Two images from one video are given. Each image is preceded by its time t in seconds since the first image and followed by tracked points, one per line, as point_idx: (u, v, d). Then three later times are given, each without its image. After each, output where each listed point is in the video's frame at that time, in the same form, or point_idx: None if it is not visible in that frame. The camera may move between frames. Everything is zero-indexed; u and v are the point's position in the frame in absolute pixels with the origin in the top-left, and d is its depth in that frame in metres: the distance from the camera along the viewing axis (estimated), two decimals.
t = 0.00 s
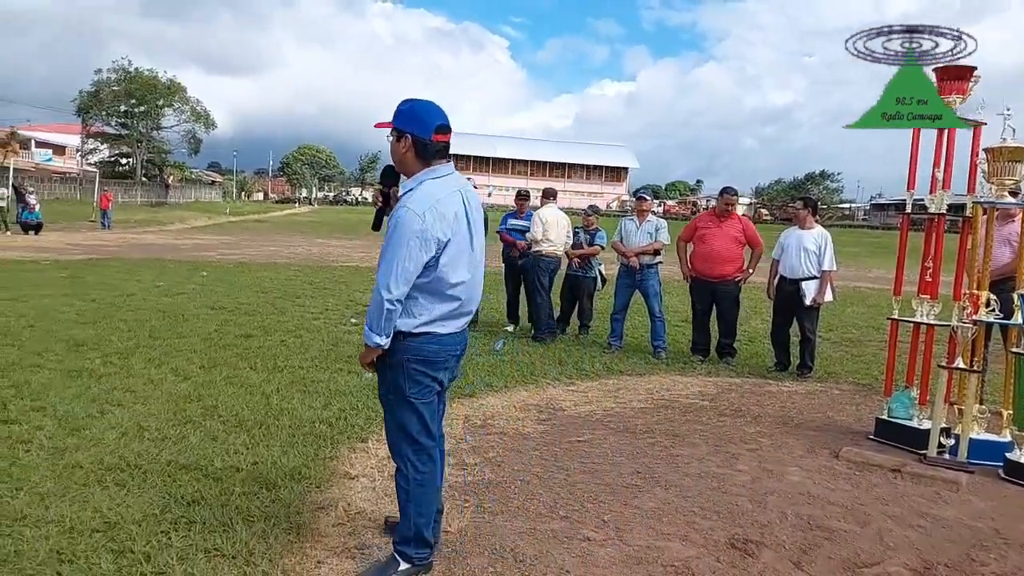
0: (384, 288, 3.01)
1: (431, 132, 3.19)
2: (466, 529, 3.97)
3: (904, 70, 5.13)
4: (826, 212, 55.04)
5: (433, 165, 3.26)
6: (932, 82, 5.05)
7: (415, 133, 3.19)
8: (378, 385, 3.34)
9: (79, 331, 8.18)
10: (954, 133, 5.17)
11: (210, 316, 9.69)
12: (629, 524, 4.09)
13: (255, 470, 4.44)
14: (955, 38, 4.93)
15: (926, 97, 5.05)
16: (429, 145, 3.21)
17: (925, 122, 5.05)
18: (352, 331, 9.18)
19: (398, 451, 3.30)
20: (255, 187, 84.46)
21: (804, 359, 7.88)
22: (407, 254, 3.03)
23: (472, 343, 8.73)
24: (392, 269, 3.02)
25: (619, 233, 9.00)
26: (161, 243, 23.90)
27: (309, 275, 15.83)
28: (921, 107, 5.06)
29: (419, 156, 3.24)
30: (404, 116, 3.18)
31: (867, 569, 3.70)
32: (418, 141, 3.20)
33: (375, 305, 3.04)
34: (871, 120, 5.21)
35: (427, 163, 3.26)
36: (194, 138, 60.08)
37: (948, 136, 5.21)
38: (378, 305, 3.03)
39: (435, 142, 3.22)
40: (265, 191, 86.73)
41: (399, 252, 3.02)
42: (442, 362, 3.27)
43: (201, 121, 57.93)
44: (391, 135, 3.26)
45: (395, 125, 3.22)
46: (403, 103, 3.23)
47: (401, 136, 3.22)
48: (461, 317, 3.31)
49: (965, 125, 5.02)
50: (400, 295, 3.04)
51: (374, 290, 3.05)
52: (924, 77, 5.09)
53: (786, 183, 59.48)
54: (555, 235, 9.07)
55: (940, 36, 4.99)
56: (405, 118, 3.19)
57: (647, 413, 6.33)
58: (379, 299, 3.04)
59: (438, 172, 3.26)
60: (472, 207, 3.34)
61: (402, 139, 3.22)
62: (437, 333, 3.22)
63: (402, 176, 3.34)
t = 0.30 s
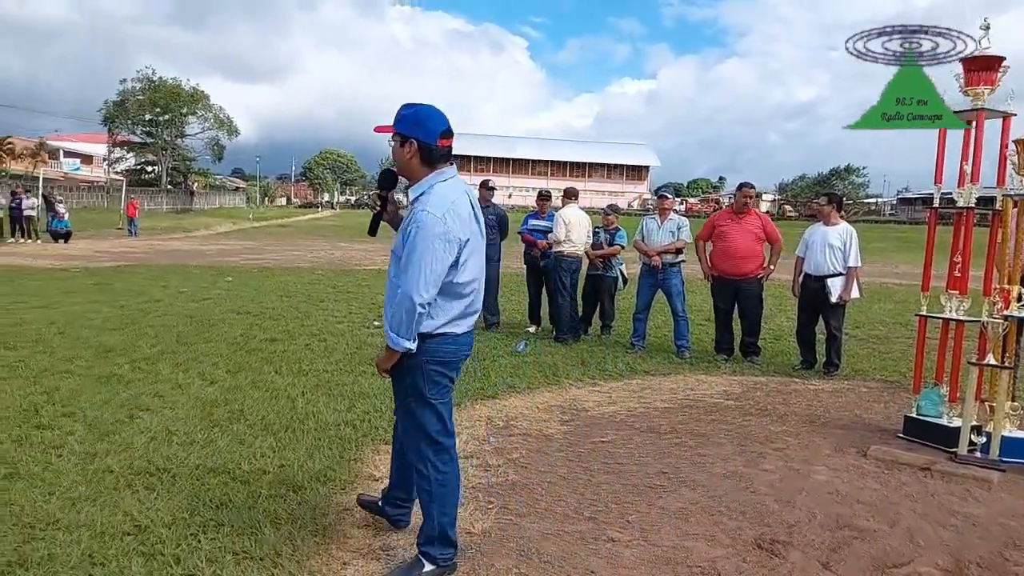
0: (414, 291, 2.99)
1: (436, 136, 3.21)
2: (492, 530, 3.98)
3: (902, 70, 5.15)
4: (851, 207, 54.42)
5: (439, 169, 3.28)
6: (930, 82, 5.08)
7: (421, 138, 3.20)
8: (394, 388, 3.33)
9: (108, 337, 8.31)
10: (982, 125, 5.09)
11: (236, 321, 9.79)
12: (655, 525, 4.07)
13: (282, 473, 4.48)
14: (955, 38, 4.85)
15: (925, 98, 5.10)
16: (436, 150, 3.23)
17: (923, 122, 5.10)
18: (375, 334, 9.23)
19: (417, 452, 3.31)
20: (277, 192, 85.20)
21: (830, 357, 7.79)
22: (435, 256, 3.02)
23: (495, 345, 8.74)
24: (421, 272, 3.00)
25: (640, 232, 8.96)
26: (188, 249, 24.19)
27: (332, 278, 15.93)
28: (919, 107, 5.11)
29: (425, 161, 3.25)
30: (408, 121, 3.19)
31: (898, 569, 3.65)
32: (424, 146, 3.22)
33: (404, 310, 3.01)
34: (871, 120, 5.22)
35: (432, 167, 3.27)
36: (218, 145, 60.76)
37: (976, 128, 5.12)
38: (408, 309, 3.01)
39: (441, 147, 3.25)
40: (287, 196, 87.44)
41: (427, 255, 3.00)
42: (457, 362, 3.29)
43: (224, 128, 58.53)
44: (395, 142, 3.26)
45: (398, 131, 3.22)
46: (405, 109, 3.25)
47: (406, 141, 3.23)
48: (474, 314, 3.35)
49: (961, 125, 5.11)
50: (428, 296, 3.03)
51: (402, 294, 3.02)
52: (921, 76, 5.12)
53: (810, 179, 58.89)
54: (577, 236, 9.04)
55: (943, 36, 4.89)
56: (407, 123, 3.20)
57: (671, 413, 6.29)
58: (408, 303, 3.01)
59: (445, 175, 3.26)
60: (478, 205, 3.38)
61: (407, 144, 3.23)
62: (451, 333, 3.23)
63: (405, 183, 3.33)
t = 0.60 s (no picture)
0: (437, 282, 3.01)
1: (437, 138, 3.26)
2: (507, 532, 3.96)
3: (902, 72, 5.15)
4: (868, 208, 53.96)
5: (440, 171, 3.31)
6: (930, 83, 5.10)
7: (422, 140, 3.24)
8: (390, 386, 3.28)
9: (127, 337, 8.37)
10: (1002, 125, 5.03)
11: (251, 321, 9.82)
12: (669, 528, 4.04)
13: (297, 473, 4.49)
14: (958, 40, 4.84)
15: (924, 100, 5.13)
16: (436, 153, 3.26)
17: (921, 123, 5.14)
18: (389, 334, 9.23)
19: (416, 450, 3.28)
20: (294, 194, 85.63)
21: (848, 359, 7.72)
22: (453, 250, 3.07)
23: (509, 346, 8.72)
24: (442, 264, 3.03)
25: (656, 234, 8.92)
26: (206, 250, 24.37)
27: (348, 279, 15.98)
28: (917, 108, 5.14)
29: (426, 162, 3.28)
30: (410, 124, 3.23)
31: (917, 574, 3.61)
32: (426, 148, 3.25)
33: (425, 299, 3.02)
34: (872, 121, 5.22)
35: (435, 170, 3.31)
36: (235, 146, 61.17)
37: (996, 128, 5.06)
38: (429, 298, 3.02)
39: (442, 150, 3.28)
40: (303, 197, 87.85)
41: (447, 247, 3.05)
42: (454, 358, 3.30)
43: (241, 130, 58.87)
44: (396, 145, 3.29)
45: (399, 133, 3.25)
46: (405, 114, 3.29)
47: (407, 144, 3.26)
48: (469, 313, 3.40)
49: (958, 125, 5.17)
50: (446, 285, 3.05)
51: (422, 284, 3.03)
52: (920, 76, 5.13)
53: (828, 179, 58.47)
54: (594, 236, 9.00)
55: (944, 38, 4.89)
56: (407, 127, 3.24)
57: (686, 416, 6.25)
58: (429, 293, 3.03)
59: (446, 176, 3.29)
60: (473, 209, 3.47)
61: (408, 147, 3.26)
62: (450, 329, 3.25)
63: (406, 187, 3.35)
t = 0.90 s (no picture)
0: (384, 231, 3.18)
1: (432, 142, 3.37)
2: (522, 532, 3.97)
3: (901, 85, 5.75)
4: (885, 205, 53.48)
5: (434, 173, 3.41)
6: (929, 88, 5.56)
7: (417, 143, 3.35)
8: (389, 380, 3.34)
9: (145, 341, 8.43)
10: (1019, 121, 4.98)
11: (267, 324, 9.87)
12: (685, 529, 4.03)
13: (314, 475, 4.51)
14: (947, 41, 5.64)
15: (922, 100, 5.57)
16: (431, 157, 3.37)
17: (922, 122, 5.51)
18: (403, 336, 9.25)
19: (411, 444, 3.36)
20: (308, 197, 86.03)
21: (866, 358, 7.67)
22: (414, 218, 3.23)
23: (522, 347, 8.72)
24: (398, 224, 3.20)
25: (669, 234, 8.89)
26: (222, 254, 24.51)
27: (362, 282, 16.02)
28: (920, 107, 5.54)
29: (421, 166, 3.38)
30: (406, 128, 3.35)
31: None
32: (421, 152, 3.36)
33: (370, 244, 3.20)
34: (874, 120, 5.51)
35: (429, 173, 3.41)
36: (249, 151, 61.53)
37: (1014, 123, 5.01)
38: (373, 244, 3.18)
39: (436, 154, 3.40)
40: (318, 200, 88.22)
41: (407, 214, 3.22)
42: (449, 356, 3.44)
43: (255, 134, 59.18)
44: (391, 149, 3.39)
45: (397, 139, 3.36)
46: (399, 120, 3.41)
47: (403, 148, 3.36)
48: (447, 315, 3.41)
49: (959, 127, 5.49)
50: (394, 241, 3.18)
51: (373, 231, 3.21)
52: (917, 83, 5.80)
53: (843, 177, 58.02)
54: (611, 237, 9.01)
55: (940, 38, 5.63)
56: (404, 131, 3.35)
57: (701, 416, 6.23)
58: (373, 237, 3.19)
59: (439, 178, 3.41)
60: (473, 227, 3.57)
61: (404, 150, 3.36)
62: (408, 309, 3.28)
63: (400, 190, 3.44)
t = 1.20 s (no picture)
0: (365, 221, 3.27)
1: (429, 144, 3.37)
2: (533, 533, 3.97)
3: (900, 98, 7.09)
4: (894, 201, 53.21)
5: (430, 175, 3.39)
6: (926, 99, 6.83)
7: (414, 145, 3.35)
8: (385, 377, 3.36)
9: (156, 346, 8.47)
10: None
11: (276, 328, 9.91)
12: (696, 528, 4.02)
13: (324, 478, 4.53)
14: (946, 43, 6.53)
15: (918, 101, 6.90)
16: (428, 159, 3.37)
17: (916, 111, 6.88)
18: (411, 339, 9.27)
19: (405, 440, 3.37)
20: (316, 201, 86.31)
21: (875, 355, 7.63)
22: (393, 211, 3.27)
23: (531, 347, 8.72)
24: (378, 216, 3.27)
25: (677, 232, 8.87)
26: (231, 259, 24.62)
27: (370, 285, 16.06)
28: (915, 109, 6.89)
29: (418, 168, 3.37)
30: (404, 131, 3.36)
31: (950, 573, 3.55)
32: (418, 154, 3.35)
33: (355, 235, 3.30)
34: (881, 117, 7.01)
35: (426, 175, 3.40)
36: (256, 156, 61.76)
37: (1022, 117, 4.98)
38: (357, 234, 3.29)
39: (433, 156, 3.39)
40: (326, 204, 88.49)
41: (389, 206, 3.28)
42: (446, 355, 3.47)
43: (262, 139, 59.36)
44: (389, 152, 3.39)
45: (394, 142, 3.37)
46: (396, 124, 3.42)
47: (400, 151, 3.36)
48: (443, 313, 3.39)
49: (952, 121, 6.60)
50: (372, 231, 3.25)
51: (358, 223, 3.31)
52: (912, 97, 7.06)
53: (851, 173, 57.78)
54: (621, 236, 8.98)
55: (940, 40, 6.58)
56: (402, 134, 3.36)
57: (711, 415, 6.21)
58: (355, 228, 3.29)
59: (436, 179, 3.39)
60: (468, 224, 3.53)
61: (401, 152, 3.36)
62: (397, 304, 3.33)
63: (397, 192, 3.42)
